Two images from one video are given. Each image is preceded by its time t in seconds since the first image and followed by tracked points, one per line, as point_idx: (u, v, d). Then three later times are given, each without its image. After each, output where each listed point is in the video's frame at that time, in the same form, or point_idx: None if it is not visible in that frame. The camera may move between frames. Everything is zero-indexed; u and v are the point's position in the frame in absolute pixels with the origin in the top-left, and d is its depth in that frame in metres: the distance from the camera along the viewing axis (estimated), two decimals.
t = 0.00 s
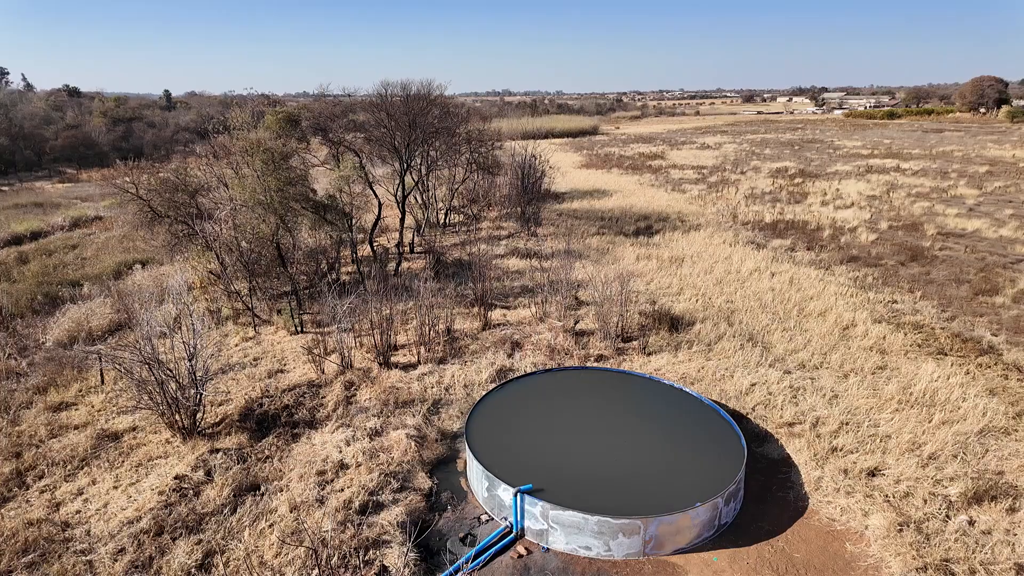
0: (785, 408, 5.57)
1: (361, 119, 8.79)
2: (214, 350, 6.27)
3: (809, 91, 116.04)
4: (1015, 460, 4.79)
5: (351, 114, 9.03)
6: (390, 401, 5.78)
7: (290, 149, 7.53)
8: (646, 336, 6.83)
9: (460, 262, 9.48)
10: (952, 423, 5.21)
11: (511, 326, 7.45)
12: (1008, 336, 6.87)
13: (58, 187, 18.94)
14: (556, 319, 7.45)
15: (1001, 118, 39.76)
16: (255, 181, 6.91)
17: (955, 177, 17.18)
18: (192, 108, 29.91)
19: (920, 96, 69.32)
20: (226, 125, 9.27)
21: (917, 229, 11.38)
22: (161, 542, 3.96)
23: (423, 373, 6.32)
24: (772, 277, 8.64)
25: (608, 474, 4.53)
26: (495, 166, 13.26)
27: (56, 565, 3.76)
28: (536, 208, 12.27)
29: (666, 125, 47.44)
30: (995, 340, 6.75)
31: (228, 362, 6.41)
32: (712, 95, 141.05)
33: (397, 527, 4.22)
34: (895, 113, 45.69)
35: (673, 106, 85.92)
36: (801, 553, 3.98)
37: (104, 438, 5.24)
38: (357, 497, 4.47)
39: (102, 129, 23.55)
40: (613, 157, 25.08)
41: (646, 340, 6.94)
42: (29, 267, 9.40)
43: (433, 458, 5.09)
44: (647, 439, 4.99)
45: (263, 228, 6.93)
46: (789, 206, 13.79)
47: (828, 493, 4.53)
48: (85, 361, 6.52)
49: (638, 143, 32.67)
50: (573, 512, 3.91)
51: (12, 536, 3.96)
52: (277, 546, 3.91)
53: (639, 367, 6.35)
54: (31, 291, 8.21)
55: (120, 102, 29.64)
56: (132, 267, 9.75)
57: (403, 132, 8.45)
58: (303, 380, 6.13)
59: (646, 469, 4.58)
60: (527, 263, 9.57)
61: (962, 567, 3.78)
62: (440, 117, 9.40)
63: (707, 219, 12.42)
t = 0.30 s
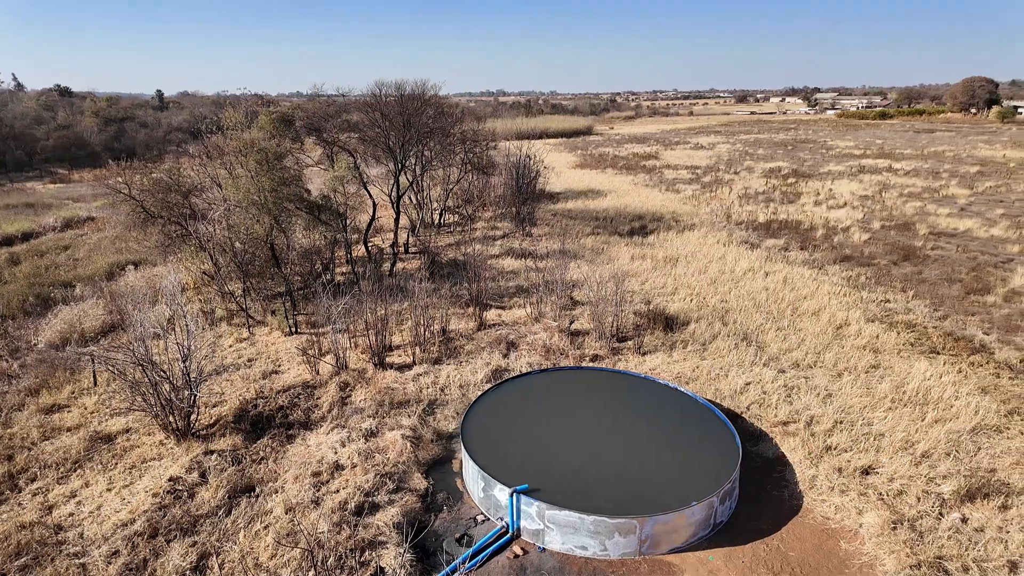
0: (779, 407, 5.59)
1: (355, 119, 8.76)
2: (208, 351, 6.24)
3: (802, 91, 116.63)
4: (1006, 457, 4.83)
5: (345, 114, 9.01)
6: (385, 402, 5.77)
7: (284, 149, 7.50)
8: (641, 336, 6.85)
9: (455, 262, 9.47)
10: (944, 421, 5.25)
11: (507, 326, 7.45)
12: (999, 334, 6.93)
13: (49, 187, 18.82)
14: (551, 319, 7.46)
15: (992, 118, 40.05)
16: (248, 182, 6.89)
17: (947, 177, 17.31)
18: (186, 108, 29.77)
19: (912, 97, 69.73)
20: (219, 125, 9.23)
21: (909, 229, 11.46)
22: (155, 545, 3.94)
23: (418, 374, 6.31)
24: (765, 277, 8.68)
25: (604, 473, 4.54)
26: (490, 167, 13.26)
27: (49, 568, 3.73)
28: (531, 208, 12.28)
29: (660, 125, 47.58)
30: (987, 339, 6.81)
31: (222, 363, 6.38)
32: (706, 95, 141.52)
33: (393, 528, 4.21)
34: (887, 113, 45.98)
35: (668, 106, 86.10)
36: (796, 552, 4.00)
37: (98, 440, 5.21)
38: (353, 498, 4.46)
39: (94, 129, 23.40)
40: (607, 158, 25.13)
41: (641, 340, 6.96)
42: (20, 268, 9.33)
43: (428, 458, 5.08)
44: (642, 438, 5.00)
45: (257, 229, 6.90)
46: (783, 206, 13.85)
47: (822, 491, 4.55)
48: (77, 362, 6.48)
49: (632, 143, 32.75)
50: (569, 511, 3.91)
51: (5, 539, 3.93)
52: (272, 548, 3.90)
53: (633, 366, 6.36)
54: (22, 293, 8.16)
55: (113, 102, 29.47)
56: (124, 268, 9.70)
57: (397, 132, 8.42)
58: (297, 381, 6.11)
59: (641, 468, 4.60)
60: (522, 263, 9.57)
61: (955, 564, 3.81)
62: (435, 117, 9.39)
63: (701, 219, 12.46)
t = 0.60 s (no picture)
0: (767, 404, 5.64)
1: (342, 119, 8.72)
2: (195, 354, 6.18)
3: (789, 91, 117.68)
4: (990, 452, 4.90)
5: (332, 114, 8.96)
6: (375, 403, 5.75)
7: (270, 149, 7.45)
8: (630, 336, 6.87)
9: (445, 262, 9.46)
10: (929, 417, 5.32)
11: (497, 326, 7.45)
12: (981, 331, 7.03)
13: (30, 189, 18.52)
14: (541, 319, 7.46)
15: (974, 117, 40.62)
16: (235, 183, 6.83)
17: (930, 176, 17.53)
18: (171, 108, 29.47)
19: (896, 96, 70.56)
20: (204, 125, 9.15)
21: (893, 227, 11.59)
22: (143, 550, 3.90)
23: (408, 375, 6.29)
24: (752, 276, 8.74)
25: (596, 473, 4.55)
26: (479, 167, 13.25)
27: None
28: (520, 208, 12.30)
29: (648, 125, 47.80)
30: (970, 335, 6.90)
31: (210, 366, 6.32)
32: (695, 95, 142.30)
33: (384, 530, 4.19)
34: (871, 113, 46.52)
35: (657, 106, 86.42)
36: (785, 548, 4.03)
37: (83, 445, 5.14)
38: (343, 501, 4.44)
39: (76, 129, 23.08)
40: (595, 158, 25.20)
41: (630, 339, 6.98)
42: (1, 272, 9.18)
43: (419, 460, 5.07)
44: (632, 437, 5.02)
45: (244, 230, 6.85)
46: (769, 205, 13.96)
47: (810, 488, 4.59)
48: (61, 367, 6.39)
49: (620, 143, 32.86)
50: (561, 511, 3.92)
51: None
52: (262, 552, 3.87)
53: (623, 365, 6.38)
54: (4, 297, 8.03)
55: (96, 103, 29.09)
56: (109, 270, 9.57)
57: (385, 133, 8.38)
58: (286, 384, 6.07)
59: (631, 467, 4.62)
60: (511, 263, 9.57)
61: (941, 558, 3.87)
62: (423, 117, 9.36)
63: (688, 218, 12.54)
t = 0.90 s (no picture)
0: (750, 401, 5.70)
1: (324, 119, 8.65)
2: (176, 357, 6.09)
3: (771, 90, 119.05)
4: (966, 445, 5.00)
5: (314, 114, 8.87)
6: (360, 405, 5.71)
7: (251, 150, 7.37)
8: (615, 334, 6.91)
9: (429, 262, 9.42)
10: (908, 411, 5.41)
11: (482, 326, 7.44)
12: (957, 326, 7.17)
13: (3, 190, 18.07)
14: (526, 318, 7.47)
15: (948, 117, 41.43)
16: (216, 183, 6.75)
17: (906, 174, 17.85)
18: (148, 108, 28.98)
19: (875, 96, 71.67)
20: (183, 125, 9.01)
21: (871, 225, 11.79)
22: (124, 557, 3.83)
23: (393, 376, 6.26)
24: (735, 273, 8.83)
25: (582, 471, 4.56)
26: (463, 167, 13.22)
27: None
28: (504, 207, 12.29)
29: (631, 125, 48.04)
30: (946, 330, 7.04)
31: (191, 369, 6.24)
32: (679, 94, 143.37)
33: (371, 532, 4.17)
34: (848, 113, 47.22)
35: (641, 105, 86.80)
36: (769, 543, 4.08)
37: (61, 451, 5.04)
38: (328, 504, 4.40)
39: (51, 129, 22.58)
40: (579, 157, 25.29)
41: (615, 338, 7.01)
42: None
43: (405, 461, 5.04)
44: (618, 435, 5.05)
45: (225, 231, 6.77)
46: (750, 204, 14.11)
47: (793, 483, 4.65)
48: (38, 372, 6.26)
49: (603, 142, 32.97)
50: (548, 510, 3.92)
51: None
52: (246, 557, 3.83)
53: (608, 364, 6.41)
54: None
55: (71, 103, 28.52)
56: (86, 273, 9.39)
57: (367, 132, 8.32)
58: (269, 386, 6.00)
59: (617, 465, 4.65)
60: (496, 263, 9.57)
61: (921, 549, 3.94)
62: (405, 117, 9.31)
63: (671, 217, 12.63)
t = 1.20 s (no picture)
0: (732, 397, 5.76)
1: (304, 119, 8.56)
2: (155, 361, 5.99)
3: (751, 91, 120.44)
4: (942, 438, 5.10)
5: (294, 114, 8.79)
6: (343, 408, 5.66)
7: (230, 150, 7.28)
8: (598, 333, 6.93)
9: (412, 263, 9.38)
10: (886, 406, 5.51)
11: (466, 327, 7.43)
12: (933, 322, 7.31)
13: None
14: (510, 318, 7.47)
15: (922, 116, 42.23)
16: (194, 185, 6.66)
17: (882, 172, 18.18)
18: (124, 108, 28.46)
19: (852, 96, 72.81)
20: (160, 125, 8.86)
21: (848, 223, 11.98)
22: (102, 566, 3.76)
23: (376, 378, 6.21)
24: (715, 272, 8.92)
25: (568, 470, 4.57)
26: (445, 167, 13.18)
27: None
28: (487, 207, 12.27)
29: (613, 125, 48.28)
30: (922, 326, 7.18)
31: (171, 373, 6.14)
32: (661, 94, 144.48)
33: (355, 535, 4.14)
34: (825, 113, 47.91)
35: (624, 105, 87.13)
36: (752, 538, 4.12)
37: (36, 459, 4.93)
38: (312, 508, 4.36)
39: (22, 130, 22.06)
40: (561, 157, 25.36)
41: (598, 337, 7.04)
42: None
43: (389, 463, 5.01)
44: (602, 434, 5.06)
45: (205, 233, 6.67)
46: (730, 203, 14.27)
47: (775, 478, 4.71)
48: (11, 378, 6.11)
49: (585, 142, 33.09)
50: (533, 510, 3.92)
51: None
52: (228, 563, 3.78)
53: (592, 363, 6.43)
54: None
55: (44, 103, 27.91)
56: (61, 277, 9.19)
57: (348, 133, 8.26)
58: (250, 390, 5.93)
59: (602, 463, 4.66)
60: (480, 263, 9.56)
61: (899, 541, 4.01)
62: (387, 117, 9.25)
63: (653, 216, 12.71)
